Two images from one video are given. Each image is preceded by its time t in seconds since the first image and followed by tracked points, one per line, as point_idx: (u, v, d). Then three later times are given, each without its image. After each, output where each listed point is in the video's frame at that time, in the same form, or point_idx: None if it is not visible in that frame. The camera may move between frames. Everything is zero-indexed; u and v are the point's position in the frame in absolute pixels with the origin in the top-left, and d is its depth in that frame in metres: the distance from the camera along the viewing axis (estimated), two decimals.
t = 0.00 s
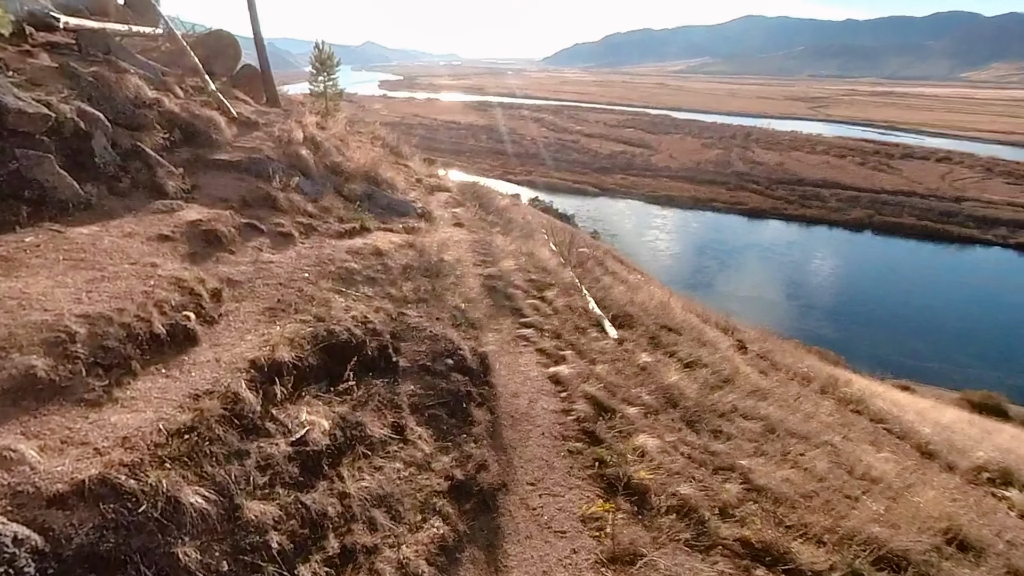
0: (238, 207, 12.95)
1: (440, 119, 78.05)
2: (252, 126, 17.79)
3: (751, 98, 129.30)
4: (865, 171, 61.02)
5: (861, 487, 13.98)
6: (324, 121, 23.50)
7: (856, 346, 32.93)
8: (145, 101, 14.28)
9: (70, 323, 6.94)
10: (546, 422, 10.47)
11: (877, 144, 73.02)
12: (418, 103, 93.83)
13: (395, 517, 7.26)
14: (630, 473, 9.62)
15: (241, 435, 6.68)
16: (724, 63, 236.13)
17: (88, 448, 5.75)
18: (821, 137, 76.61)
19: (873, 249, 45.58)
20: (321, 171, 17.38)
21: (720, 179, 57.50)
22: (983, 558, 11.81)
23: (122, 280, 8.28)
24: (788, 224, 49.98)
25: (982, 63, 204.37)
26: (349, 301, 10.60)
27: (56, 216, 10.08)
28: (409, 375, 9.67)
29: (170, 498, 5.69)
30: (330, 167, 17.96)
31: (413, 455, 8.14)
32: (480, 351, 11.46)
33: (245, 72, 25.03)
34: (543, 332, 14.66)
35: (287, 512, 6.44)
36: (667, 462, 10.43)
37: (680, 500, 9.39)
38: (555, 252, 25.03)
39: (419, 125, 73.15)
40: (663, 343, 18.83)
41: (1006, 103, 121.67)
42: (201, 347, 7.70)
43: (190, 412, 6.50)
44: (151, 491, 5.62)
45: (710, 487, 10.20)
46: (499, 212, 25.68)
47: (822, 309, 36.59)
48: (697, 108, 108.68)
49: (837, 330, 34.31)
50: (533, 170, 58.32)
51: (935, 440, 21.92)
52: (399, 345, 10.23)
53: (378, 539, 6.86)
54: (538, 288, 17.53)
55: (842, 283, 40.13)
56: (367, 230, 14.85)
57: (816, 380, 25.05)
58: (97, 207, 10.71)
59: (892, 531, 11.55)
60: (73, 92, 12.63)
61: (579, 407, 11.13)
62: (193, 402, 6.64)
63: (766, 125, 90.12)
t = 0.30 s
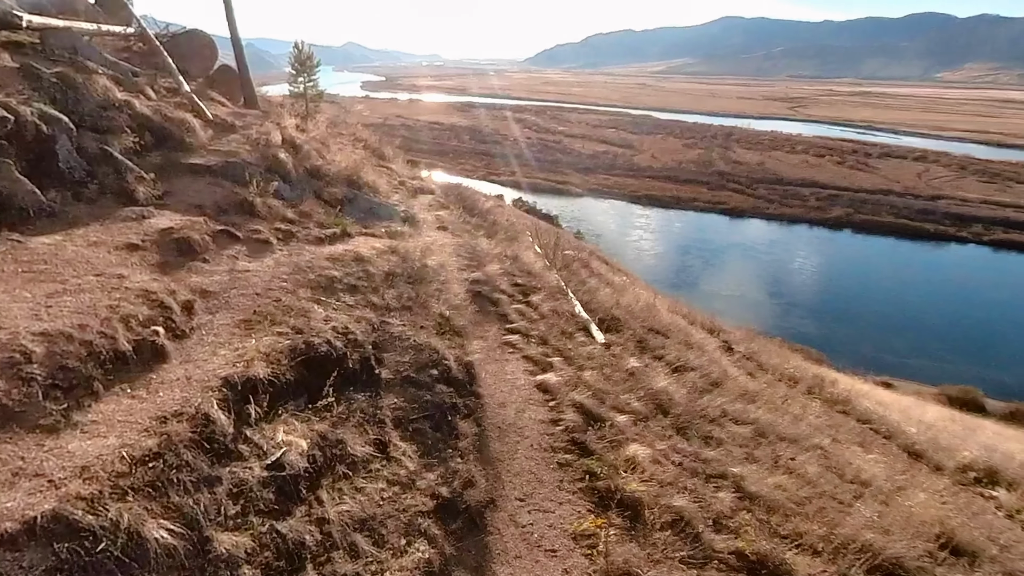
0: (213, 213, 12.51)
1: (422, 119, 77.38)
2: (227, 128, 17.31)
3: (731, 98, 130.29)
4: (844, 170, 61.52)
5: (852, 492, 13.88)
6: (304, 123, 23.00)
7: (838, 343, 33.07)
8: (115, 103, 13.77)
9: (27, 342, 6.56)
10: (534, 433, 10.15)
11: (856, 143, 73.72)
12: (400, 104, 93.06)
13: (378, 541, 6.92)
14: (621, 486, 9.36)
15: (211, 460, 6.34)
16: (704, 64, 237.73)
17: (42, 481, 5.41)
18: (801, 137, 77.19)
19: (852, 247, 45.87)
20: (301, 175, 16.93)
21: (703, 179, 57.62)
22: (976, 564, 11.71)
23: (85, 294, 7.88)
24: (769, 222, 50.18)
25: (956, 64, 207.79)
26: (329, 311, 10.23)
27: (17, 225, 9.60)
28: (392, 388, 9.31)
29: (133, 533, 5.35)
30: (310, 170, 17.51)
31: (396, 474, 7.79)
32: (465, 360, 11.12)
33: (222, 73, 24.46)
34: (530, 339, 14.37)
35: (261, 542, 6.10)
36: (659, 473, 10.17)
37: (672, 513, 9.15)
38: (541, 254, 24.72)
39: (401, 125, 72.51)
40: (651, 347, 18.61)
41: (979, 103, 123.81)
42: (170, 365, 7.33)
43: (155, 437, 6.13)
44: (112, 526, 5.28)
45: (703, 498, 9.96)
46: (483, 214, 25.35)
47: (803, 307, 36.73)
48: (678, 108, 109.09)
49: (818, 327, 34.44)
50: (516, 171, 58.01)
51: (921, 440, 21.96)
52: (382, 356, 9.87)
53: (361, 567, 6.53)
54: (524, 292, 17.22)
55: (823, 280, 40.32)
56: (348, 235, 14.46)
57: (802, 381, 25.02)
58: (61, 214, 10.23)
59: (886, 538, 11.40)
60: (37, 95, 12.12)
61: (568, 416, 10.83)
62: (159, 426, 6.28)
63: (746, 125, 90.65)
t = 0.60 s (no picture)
0: (190, 216, 12.02)
1: (403, 119, 76.69)
2: (204, 128, 16.76)
3: (712, 98, 131.24)
4: (824, 169, 62.00)
5: (848, 494, 13.72)
6: (284, 122, 22.42)
7: (822, 340, 33.12)
8: (86, 101, 13.22)
9: None
10: (528, 441, 9.81)
11: (834, 142, 74.42)
12: (381, 104, 92.23)
13: (368, 564, 6.53)
14: (618, 496, 9.07)
15: (186, 483, 5.96)
16: (684, 65, 239.54)
17: None
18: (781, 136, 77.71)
19: (833, 245, 46.16)
20: (282, 176, 16.43)
21: (686, 178, 57.69)
22: (975, 566, 11.60)
23: (50, 304, 7.43)
24: (751, 221, 50.36)
25: (929, 64, 211.19)
26: (314, 317, 9.81)
27: None
28: (380, 398, 8.92)
29: (99, 567, 4.97)
30: (291, 171, 17.02)
31: (385, 490, 7.41)
32: (455, 367, 10.74)
33: (198, 72, 23.85)
34: (520, 342, 14.02)
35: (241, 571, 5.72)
36: (657, 480, 9.88)
37: (673, 523, 8.86)
38: (527, 255, 24.37)
39: (383, 126, 71.85)
40: (641, 348, 18.34)
41: (952, 102, 125.83)
42: (143, 379, 6.92)
43: (125, 458, 5.75)
44: (75, 560, 4.90)
45: (702, 506, 9.68)
46: (469, 215, 24.96)
47: (786, 304, 36.84)
48: (659, 108, 109.43)
49: (802, 324, 34.51)
50: (500, 171, 57.64)
51: (910, 437, 21.98)
52: (369, 364, 9.47)
53: None
54: (513, 294, 16.85)
55: (805, 278, 40.47)
56: (331, 238, 14.01)
57: (791, 380, 24.94)
58: (27, 218, 9.69)
59: (885, 542, 11.24)
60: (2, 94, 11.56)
61: (562, 423, 10.49)
62: (129, 446, 5.90)
63: (727, 125, 91.12)
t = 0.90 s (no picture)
0: (162, 223, 11.60)
1: (385, 120, 76.00)
2: (178, 131, 16.29)
3: (693, 98, 132.07)
4: (804, 168, 62.43)
5: (837, 499, 13.64)
6: (262, 125, 21.93)
7: (804, 337, 33.25)
8: (51, 105, 12.74)
9: None
10: (514, 453, 9.53)
11: (814, 142, 75.09)
12: (362, 105, 91.49)
13: None
14: (608, 509, 8.82)
15: (149, 515, 5.75)
16: (665, 66, 240.92)
17: None
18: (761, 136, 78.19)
19: (812, 243, 46.45)
20: (259, 181, 15.99)
21: (669, 178, 57.76)
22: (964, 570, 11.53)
23: (7, 321, 7.12)
24: (732, 220, 50.54)
25: (905, 65, 214.31)
26: (291, 328, 9.48)
27: None
28: (360, 412, 8.61)
29: None
30: (268, 176, 16.60)
31: (366, 511, 7.14)
32: (439, 376, 10.43)
33: (173, 73, 23.34)
34: (505, 348, 13.73)
35: None
36: (648, 490, 9.64)
37: (663, 536, 8.64)
38: (512, 257, 24.07)
39: (365, 127, 71.20)
40: (628, 352, 18.12)
41: (926, 102, 127.76)
42: (106, 401, 6.71)
43: (84, 490, 5.57)
44: None
45: (694, 516, 9.46)
46: (452, 217, 24.63)
47: (768, 302, 36.96)
48: (641, 108, 109.71)
49: (783, 322, 34.66)
50: (483, 172, 57.26)
51: (896, 436, 22.03)
52: (349, 375, 9.16)
53: None
54: (497, 299, 16.56)
55: (786, 276, 40.67)
56: (310, 243, 13.64)
57: (776, 380, 24.91)
58: None
59: (876, 548, 11.13)
60: None
61: (549, 433, 10.22)
62: (88, 478, 5.69)
63: (708, 125, 91.57)
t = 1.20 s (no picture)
0: (129, 229, 11.17)
1: (366, 122, 75.28)
2: (149, 133, 15.79)
3: (674, 99, 132.84)
4: (784, 168, 62.84)
5: (824, 502, 13.53)
6: (237, 126, 21.41)
7: (786, 335, 33.33)
8: (12, 106, 12.26)
9: None
10: (498, 463, 9.23)
11: (793, 142, 75.73)
12: (344, 106, 90.62)
13: None
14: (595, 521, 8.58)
15: (104, 546, 5.53)
16: (647, 67, 241.98)
17: None
18: (741, 136, 78.62)
19: (792, 242, 46.70)
20: (233, 184, 15.55)
21: (651, 178, 57.79)
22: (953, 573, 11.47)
23: None
24: (713, 219, 50.68)
25: (881, 66, 217.26)
26: (265, 337, 9.12)
27: None
28: (337, 424, 8.29)
29: None
30: (243, 178, 16.13)
31: (342, 532, 6.86)
32: (420, 385, 10.10)
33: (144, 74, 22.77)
34: (488, 353, 13.43)
35: None
36: (635, 499, 9.40)
37: (652, 548, 8.40)
38: (495, 260, 23.76)
39: (347, 129, 70.51)
40: (613, 355, 17.89)
41: (901, 102, 129.71)
42: (62, 420, 6.42)
43: (30, 520, 5.33)
44: None
45: (683, 525, 9.25)
46: (433, 220, 24.26)
47: (750, 301, 37.10)
48: (623, 109, 109.94)
49: (764, 321, 34.74)
50: (465, 173, 56.86)
51: (880, 435, 22.08)
52: (325, 385, 8.82)
53: None
54: (480, 302, 16.24)
55: (767, 275, 40.82)
56: (287, 248, 13.25)
57: (761, 380, 24.88)
58: None
59: (865, 552, 11.01)
60: None
61: (534, 442, 9.93)
62: (39, 507, 5.46)
63: (689, 126, 91.95)
